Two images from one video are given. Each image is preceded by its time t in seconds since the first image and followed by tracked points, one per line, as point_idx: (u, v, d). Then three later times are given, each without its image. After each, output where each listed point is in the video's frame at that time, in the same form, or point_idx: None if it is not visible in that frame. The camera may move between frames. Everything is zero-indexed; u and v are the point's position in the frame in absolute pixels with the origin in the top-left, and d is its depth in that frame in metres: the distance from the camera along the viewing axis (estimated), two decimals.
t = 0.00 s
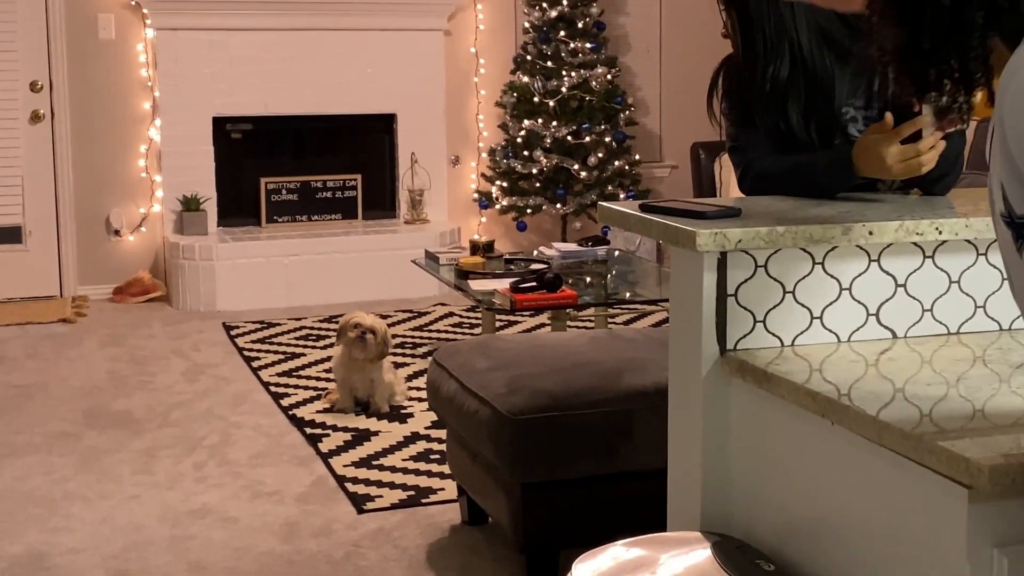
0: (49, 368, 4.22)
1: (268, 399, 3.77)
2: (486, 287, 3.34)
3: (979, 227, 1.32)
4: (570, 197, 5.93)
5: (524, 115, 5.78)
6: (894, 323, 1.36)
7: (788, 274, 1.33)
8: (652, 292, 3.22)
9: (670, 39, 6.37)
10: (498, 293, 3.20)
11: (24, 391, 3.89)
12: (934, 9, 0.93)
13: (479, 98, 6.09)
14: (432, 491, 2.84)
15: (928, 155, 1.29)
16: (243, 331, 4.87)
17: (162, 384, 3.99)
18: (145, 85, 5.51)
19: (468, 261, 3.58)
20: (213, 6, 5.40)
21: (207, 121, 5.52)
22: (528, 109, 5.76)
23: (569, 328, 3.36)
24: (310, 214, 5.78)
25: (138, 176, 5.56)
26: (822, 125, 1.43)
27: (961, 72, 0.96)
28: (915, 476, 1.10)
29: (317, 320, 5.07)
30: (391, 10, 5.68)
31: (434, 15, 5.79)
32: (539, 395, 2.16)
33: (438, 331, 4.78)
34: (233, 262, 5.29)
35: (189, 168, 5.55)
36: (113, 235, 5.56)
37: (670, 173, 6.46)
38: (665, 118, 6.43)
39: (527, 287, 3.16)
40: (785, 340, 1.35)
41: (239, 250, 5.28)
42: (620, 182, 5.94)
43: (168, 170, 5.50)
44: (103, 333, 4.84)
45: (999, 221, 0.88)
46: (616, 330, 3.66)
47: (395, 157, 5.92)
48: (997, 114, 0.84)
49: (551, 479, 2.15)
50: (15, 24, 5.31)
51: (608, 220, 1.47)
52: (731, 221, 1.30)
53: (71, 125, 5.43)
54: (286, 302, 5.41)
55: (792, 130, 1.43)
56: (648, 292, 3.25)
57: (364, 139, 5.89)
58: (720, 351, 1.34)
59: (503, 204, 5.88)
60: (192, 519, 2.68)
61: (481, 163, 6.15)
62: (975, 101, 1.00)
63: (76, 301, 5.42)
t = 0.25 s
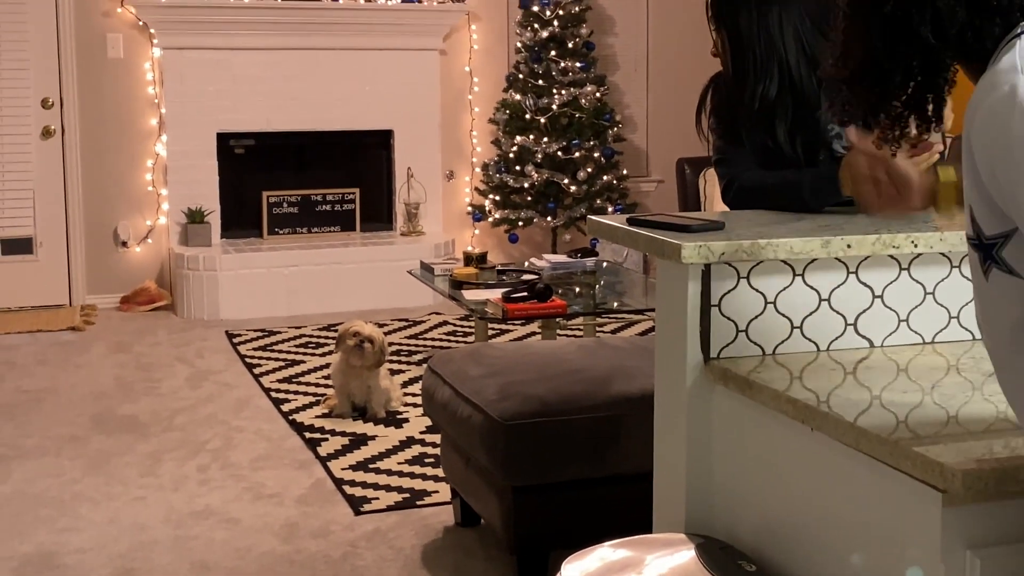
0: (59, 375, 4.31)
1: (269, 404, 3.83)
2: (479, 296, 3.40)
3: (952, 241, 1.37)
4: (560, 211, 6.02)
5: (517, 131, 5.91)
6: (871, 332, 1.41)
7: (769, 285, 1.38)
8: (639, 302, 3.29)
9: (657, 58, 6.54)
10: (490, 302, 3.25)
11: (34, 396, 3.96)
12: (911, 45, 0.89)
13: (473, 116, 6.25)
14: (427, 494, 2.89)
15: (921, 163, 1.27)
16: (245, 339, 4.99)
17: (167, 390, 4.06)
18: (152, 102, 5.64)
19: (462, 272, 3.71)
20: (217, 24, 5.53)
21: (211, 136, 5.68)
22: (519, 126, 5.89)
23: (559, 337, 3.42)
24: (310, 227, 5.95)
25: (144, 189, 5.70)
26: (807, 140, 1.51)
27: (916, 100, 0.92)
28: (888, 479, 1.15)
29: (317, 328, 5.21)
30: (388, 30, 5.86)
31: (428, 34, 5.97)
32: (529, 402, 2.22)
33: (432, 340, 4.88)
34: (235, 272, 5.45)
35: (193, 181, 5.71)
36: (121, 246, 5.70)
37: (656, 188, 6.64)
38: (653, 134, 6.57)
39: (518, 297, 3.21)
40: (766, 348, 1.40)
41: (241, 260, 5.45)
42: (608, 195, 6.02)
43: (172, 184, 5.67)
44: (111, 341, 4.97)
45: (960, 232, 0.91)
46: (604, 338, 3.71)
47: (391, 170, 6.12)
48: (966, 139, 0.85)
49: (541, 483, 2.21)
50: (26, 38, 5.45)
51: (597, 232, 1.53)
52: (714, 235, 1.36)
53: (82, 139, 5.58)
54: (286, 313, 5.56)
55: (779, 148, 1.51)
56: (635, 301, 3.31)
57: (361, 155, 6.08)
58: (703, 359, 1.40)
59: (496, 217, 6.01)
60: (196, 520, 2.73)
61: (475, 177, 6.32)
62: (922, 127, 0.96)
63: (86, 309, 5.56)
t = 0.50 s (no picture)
0: (67, 380, 4.37)
1: (270, 407, 3.89)
2: (473, 303, 3.46)
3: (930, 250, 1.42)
4: (552, 222, 6.28)
5: (509, 144, 6.16)
6: (852, 338, 1.46)
7: (754, 293, 1.43)
8: (627, 309, 3.34)
9: (645, 72, 6.71)
10: (485, 309, 3.32)
11: (43, 401, 4.03)
12: (883, 67, 0.95)
13: (466, 129, 6.40)
14: (423, 494, 2.95)
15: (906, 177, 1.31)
16: (247, 344, 5.08)
17: (172, 394, 4.12)
18: (157, 116, 5.79)
19: (456, 280, 3.76)
20: (221, 43, 5.71)
21: (213, 150, 5.83)
22: (512, 139, 6.13)
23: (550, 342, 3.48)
24: (310, 236, 6.10)
25: (149, 200, 5.84)
26: (792, 150, 1.54)
27: (899, 123, 0.97)
28: (868, 480, 1.20)
29: (316, 335, 5.33)
30: (384, 46, 6.02)
31: (422, 51, 6.13)
32: (521, 405, 2.27)
33: (428, 346, 4.96)
34: (237, 280, 5.59)
35: (196, 195, 5.85)
36: (127, 255, 5.84)
37: (643, 199, 6.77)
38: (640, 147, 6.75)
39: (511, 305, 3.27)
40: (751, 354, 1.45)
41: (242, 269, 5.60)
42: (597, 207, 6.27)
43: (177, 196, 5.81)
44: (116, 347, 5.07)
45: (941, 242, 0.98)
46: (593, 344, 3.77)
47: (389, 182, 6.26)
48: (941, 152, 0.91)
49: (533, 483, 2.26)
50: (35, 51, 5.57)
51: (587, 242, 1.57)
52: (700, 244, 1.40)
53: (90, 153, 5.71)
54: (287, 318, 5.71)
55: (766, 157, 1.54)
56: (623, 309, 3.36)
57: (358, 167, 6.25)
58: (690, 364, 1.45)
59: (489, 227, 6.24)
60: (200, 519, 2.78)
61: (468, 189, 6.47)
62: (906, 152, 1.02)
63: (93, 317, 5.66)
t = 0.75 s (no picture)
0: (75, 383, 4.44)
1: (270, 408, 3.94)
2: (466, 308, 3.51)
3: (907, 256, 1.47)
4: (541, 228, 6.41)
5: (500, 154, 6.32)
6: (832, 341, 1.52)
7: (737, 297, 1.48)
8: (615, 313, 3.39)
9: (631, 84, 6.92)
10: (477, 313, 3.37)
11: (50, 402, 4.08)
12: (865, 79, 0.97)
13: (459, 140, 6.59)
14: (418, 492, 3.00)
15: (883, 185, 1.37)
16: (248, 347, 5.15)
17: (176, 395, 4.18)
18: (160, 128, 5.93)
19: (450, 285, 3.80)
20: (223, 55, 5.85)
21: (215, 161, 5.98)
22: (503, 149, 6.29)
23: (540, 346, 3.53)
24: (309, 243, 6.29)
25: (154, 209, 6.00)
26: (773, 161, 1.63)
27: (881, 131, 0.99)
28: (848, 477, 1.25)
29: (316, 338, 5.40)
30: (379, 59, 6.19)
31: (416, 63, 6.30)
32: (514, 406, 2.33)
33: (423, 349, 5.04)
34: (239, 286, 5.72)
35: (198, 205, 6.00)
36: (132, 262, 6.00)
37: (630, 207, 6.97)
38: (626, 156, 6.97)
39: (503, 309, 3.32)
40: (735, 356, 1.50)
41: (244, 275, 5.72)
42: (585, 215, 6.45)
43: (180, 204, 5.95)
44: (121, 350, 5.15)
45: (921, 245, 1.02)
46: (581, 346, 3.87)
47: (384, 191, 6.42)
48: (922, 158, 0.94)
49: (524, 481, 2.31)
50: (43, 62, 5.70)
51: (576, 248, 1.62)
52: (685, 250, 1.45)
53: (96, 162, 5.86)
54: (287, 322, 5.86)
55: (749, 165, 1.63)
56: (611, 313, 3.41)
57: (355, 176, 6.40)
58: (676, 366, 1.50)
59: (481, 234, 6.42)
60: (202, 517, 2.83)
61: (461, 198, 6.63)
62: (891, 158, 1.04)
63: (100, 325, 5.72)
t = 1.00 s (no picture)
0: (82, 384, 4.51)
1: (269, 408, 4.00)
2: (459, 311, 3.57)
3: (884, 260, 1.53)
4: (531, 234, 6.58)
5: (491, 162, 6.53)
6: (810, 342, 1.58)
7: (720, 300, 1.53)
8: (603, 316, 3.44)
9: (618, 93, 7.14)
10: (469, 316, 3.44)
11: (58, 403, 4.14)
12: (845, 91, 0.97)
13: (452, 149, 6.82)
14: (412, 489, 3.06)
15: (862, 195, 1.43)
16: (248, 349, 5.21)
17: (178, 396, 4.24)
18: (163, 138, 6.11)
19: (443, 289, 3.84)
20: (223, 67, 6.04)
21: (216, 169, 6.16)
22: (494, 158, 6.49)
23: (530, 348, 3.58)
24: (307, 249, 6.46)
25: (157, 216, 6.18)
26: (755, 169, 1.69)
27: (859, 140, 1.00)
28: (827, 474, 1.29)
29: (313, 339, 5.47)
30: (375, 71, 6.39)
31: (411, 74, 6.51)
32: (505, 406, 2.39)
33: (418, 351, 5.12)
34: (238, 290, 5.84)
35: (200, 211, 6.17)
36: (136, 267, 6.16)
37: (618, 214, 7.26)
38: (614, 163, 7.20)
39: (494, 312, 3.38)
40: (717, 357, 1.55)
41: (244, 280, 5.85)
42: (574, 221, 6.58)
43: (181, 211, 6.13)
44: (125, 354, 5.22)
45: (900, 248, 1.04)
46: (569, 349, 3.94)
47: (379, 201, 6.66)
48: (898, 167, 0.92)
49: (515, 478, 2.37)
50: (50, 73, 5.89)
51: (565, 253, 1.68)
52: (669, 255, 1.50)
53: (101, 170, 6.04)
54: (286, 325, 5.98)
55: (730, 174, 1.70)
56: (598, 316, 3.45)
57: (350, 186, 6.61)
58: (661, 367, 1.55)
59: (473, 240, 6.58)
60: (204, 514, 2.88)
61: (454, 205, 6.87)
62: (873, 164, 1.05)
63: (104, 329, 5.83)
